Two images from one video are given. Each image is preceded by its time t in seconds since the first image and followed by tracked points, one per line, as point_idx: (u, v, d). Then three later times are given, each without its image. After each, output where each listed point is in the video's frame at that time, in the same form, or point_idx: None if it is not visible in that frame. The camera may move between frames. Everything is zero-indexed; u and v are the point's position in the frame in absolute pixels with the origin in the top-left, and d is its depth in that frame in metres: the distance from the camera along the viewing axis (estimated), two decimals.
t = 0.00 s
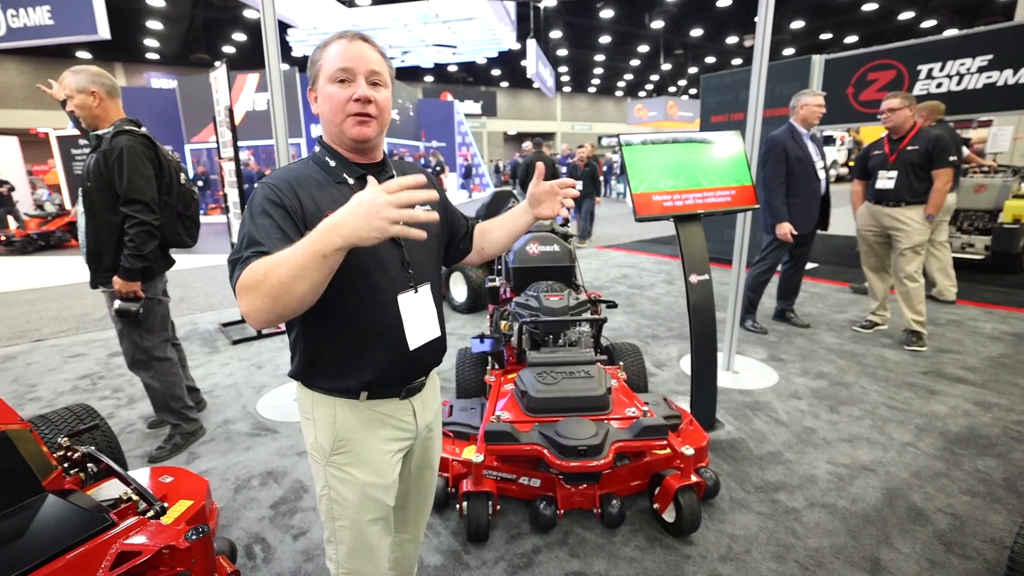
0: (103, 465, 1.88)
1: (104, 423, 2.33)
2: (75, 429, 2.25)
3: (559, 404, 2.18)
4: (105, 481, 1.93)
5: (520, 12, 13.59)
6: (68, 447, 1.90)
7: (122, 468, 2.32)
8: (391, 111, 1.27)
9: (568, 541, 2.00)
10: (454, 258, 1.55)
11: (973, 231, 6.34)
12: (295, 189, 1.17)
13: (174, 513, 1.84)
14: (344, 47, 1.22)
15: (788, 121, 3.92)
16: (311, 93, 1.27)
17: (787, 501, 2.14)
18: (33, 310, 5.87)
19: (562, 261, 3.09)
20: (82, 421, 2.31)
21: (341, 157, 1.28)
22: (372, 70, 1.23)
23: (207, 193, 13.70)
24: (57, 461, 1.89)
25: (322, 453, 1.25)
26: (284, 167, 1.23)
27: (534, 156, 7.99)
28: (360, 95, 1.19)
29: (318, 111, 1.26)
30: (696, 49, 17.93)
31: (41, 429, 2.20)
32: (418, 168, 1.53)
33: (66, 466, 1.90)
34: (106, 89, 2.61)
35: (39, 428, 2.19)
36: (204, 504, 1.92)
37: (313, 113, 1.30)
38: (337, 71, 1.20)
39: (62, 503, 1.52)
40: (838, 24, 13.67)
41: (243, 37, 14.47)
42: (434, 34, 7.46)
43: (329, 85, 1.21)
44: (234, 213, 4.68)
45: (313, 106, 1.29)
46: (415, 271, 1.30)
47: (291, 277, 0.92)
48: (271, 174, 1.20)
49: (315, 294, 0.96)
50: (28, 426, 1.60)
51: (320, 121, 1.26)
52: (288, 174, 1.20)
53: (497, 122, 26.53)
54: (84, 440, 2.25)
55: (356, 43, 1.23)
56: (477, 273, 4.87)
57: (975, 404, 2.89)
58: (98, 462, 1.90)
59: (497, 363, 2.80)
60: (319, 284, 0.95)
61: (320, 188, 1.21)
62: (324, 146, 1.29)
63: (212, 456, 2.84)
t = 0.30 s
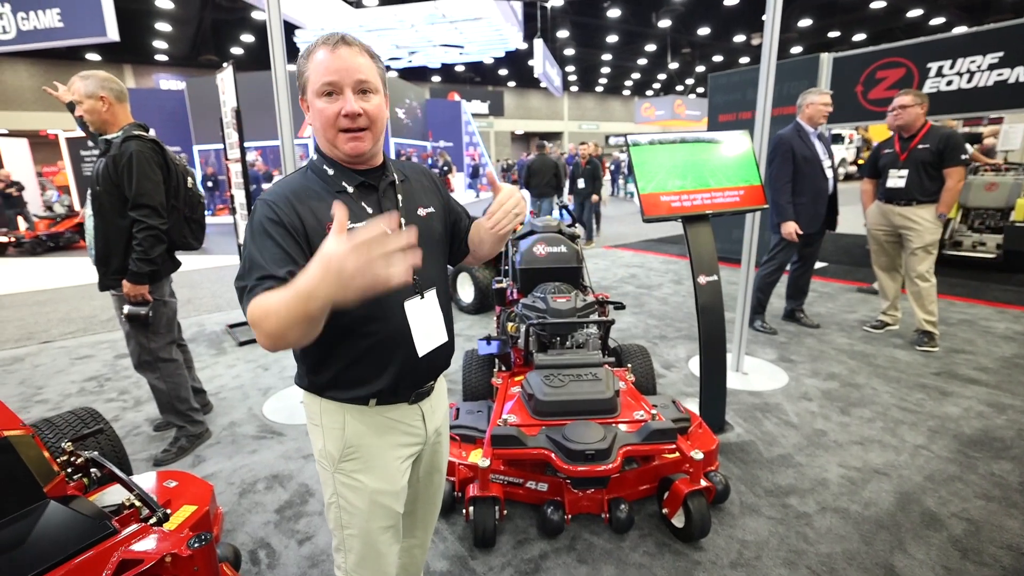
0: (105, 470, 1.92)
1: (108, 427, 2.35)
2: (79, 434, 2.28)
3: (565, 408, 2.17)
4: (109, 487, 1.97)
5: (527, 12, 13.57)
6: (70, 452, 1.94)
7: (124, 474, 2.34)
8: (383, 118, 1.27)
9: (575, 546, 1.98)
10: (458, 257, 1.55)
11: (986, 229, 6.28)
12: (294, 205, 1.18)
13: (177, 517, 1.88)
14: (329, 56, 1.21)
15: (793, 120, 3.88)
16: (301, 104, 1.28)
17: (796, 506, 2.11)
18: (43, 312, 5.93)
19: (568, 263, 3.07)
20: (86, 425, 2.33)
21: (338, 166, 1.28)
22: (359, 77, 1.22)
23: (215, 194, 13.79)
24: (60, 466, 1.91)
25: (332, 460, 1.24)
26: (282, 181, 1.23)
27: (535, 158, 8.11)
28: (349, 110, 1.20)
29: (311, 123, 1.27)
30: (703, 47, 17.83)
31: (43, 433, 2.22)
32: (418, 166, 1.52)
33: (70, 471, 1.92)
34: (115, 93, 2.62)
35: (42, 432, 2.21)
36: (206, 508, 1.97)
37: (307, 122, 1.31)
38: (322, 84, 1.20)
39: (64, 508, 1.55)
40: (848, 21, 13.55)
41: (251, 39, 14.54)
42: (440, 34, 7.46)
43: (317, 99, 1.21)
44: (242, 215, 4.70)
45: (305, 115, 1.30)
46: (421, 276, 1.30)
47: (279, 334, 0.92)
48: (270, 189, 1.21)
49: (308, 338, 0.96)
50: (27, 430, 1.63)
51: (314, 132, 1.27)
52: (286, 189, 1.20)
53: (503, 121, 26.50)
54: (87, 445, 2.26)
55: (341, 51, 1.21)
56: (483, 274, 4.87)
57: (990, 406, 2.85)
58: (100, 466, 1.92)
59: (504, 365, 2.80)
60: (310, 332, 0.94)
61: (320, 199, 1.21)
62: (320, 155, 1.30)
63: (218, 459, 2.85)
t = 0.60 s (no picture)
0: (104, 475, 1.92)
1: (109, 431, 2.32)
2: (79, 438, 2.24)
3: (569, 413, 2.13)
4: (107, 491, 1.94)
5: (532, 11, 13.53)
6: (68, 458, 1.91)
7: (123, 479, 2.30)
8: (381, 119, 1.23)
9: (579, 555, 1.94)
10: (457, 263, 1.51)
11: (1000, 228, 6.19)
12: (285, 211, 1.14)
13: (175, 524, 1.86)
14: (325, 55, 1.17)
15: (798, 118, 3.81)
16: (297, 103, 1.24)
17: (806, 514, 2.06)
18: (48, 313, 5.94)
19: (573, 264, 3.02)
20: (87, 429, 2.30)
21: (335, 170, 1.24)
22: (355, 77, 1.18)
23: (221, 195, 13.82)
24: (58, 470, 1.89)
25: (323, 469, 1.20)
26: (276, 185, 1.20)
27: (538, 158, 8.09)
28: (345, 111, 1.16)
29: (306, 124, 1.23)
30: (710, 45, 17.73)
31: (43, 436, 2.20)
32: (416, 168, 1.48)
33: (68, 476, 1.90)
34: (120, 97, 2.61)
35: (42, 436, 2.19)
36: (204, 514, 1.95)
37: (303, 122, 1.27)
38: (317, 84, 1.16)
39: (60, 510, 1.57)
40: (857, 18, 13.43)
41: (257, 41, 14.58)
42: (445, 35, 7.43)
43: (312, 99, 1.17)
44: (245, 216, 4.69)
45: (301, 115, 1.26)
46: (416, 284, 1.27)
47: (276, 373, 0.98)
48: (262, 194, 1.17)
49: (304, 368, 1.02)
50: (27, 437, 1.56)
51: (310, 134, 1.24)
52: (279, 194, 1.17)
53: (509, 121, 26.47)
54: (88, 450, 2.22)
55: (336, 50, 1.17)
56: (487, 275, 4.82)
57: (1006, 411, 2.77)
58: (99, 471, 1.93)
59: (506, 368, 2.75)
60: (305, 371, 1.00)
61: (314, 205, 1.18)
62: (316, 158, 1.27)
63: (219, 462, 2.83)
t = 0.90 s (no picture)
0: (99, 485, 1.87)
1: (107, 435, 2.25)
2: (76, 444, 2.15)
3: (574, 421, 2.04)
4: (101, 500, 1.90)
5: (541, 11, 13.47)
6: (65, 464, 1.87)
7: (120, 484, 2.26)
8: (377, 119, 1.16)
9: (584, 570, 1.86)
10: (452, 274, 1.42)
11: None
12: (272, 212, 1.07)
13: (169, 534, 1.80)
14: (322, 52, 1.10)
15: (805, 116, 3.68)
16: (291, 102, 1.17)
17: (825, 529, 1.96)
18: (59, 313, 5.96)
19: (579, 267, 2.93)
20: (84, 433, 2.21)
21: (328, 171, 1.17)
22: (352, 75, 1.11)
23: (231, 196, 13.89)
24: (52, 478, 1.84)
25: (309, 488, 1.13)
26: (264, 185, 1.13)
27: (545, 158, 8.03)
28: (341, 107, 1.08)
29: (300, 123, 1.16)
30: (721, 43, 17.53)
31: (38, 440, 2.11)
32: (414, 172, 1.40)
33: (61, 483, 1.84)
34: (124, 101, 2.57)
35: (40, 442, 2.09)
36: (200, 523, 1.89)
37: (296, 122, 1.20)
38: (314, 80, 1.09)
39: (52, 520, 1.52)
40: (872, 14, 13.20)
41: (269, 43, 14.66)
42: (454, 35, 7.38)
43: (306, 96, 1.10)
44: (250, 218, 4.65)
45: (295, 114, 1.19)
46: (409, 293, 1.20)
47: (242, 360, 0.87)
48: (248, 194, 1.11)
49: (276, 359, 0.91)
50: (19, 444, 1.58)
51: (303, 133, 1.17)
52: (266, 193, 1.10)
53: (518, 121, 26.40)
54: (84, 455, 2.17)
55: (333, 46, 1.11)
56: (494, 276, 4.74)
57: None
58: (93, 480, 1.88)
59: (511, 373, 2.68)
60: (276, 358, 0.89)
61: (302, 206, 1.11)
62: (308, 159, 1.19)
63: (220, 467, 2.77)
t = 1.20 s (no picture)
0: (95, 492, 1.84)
1: (109, 439, 2.24)
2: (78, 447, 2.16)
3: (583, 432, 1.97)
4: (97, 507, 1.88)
5: (556, 10, 13.36)
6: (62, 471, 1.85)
7: (122, 488, 2.25)
8: (373, 117, 1.10)
9: None
10: (446, 282, 1.35)
11: None
12: (257, 218, 1.01)
13: (166, 542, 1.78)
14: (316, 44, 1.05)
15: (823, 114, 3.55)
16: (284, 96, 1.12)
17: (845, 550, 1.85)
18: (76, 313, 6.03)
19: (589, 271, 2.85)
20: (87, 437, 2.20)
21: (319, 173, 1.11)
22: (347, 68, 1.06)
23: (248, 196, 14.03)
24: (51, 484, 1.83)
25: (297, 507, 1.08)
26: (251, 188, 1.08)
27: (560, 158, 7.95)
28: (332, 101, 1.03)
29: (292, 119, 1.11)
30: (740, 41, 17.23)
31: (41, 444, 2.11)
32: (410, 175, 1.34)
33: (59, 489, 1.84)
34: (133, 102, 2.56)
35: (42, 445, 2.10)
36: (198, 531, 1.86)
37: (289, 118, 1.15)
38: (306, 72, 1.04)
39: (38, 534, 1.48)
40: (898, 9, 12.84)
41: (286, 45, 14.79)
42: (468, 35, 7.33)
43: (298, 89, 1.05)
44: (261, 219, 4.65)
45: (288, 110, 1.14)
46: (403, 303, 1.14)
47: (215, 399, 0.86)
48: (234, 199, 1.05)
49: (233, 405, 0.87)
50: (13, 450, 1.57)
51: (295, 130, 1.11)
52: (254, 197, 1.04)
53: (533, 121, 26.30)
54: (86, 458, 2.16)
55: (329, 38, 1.06)
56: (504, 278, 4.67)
57: None
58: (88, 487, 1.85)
59: (518, 379, 2.61)
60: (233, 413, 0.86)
61: (292, 212, 1.05)
62: (300, 158, 1.13)
63: (225, 471, 2.75)
